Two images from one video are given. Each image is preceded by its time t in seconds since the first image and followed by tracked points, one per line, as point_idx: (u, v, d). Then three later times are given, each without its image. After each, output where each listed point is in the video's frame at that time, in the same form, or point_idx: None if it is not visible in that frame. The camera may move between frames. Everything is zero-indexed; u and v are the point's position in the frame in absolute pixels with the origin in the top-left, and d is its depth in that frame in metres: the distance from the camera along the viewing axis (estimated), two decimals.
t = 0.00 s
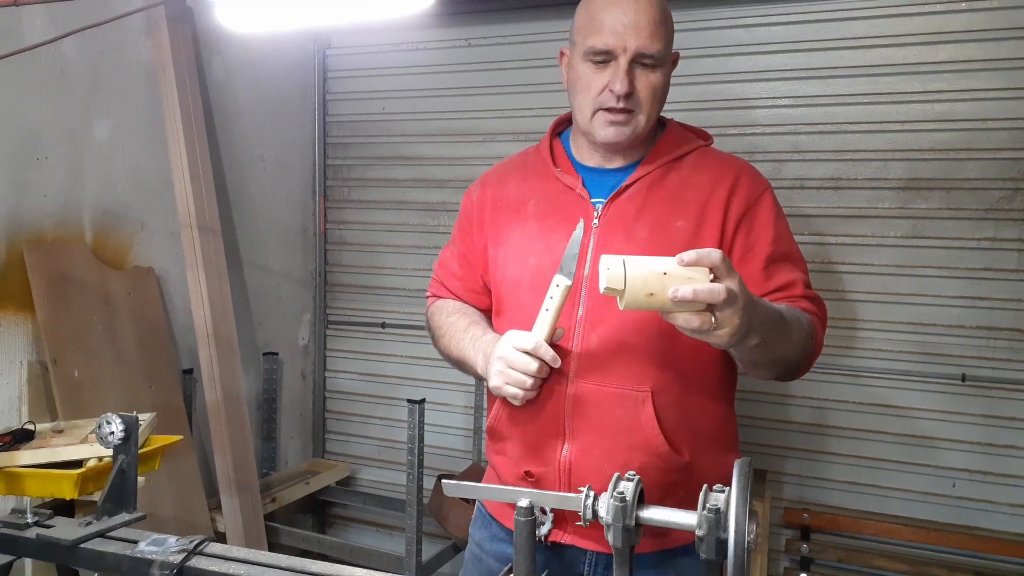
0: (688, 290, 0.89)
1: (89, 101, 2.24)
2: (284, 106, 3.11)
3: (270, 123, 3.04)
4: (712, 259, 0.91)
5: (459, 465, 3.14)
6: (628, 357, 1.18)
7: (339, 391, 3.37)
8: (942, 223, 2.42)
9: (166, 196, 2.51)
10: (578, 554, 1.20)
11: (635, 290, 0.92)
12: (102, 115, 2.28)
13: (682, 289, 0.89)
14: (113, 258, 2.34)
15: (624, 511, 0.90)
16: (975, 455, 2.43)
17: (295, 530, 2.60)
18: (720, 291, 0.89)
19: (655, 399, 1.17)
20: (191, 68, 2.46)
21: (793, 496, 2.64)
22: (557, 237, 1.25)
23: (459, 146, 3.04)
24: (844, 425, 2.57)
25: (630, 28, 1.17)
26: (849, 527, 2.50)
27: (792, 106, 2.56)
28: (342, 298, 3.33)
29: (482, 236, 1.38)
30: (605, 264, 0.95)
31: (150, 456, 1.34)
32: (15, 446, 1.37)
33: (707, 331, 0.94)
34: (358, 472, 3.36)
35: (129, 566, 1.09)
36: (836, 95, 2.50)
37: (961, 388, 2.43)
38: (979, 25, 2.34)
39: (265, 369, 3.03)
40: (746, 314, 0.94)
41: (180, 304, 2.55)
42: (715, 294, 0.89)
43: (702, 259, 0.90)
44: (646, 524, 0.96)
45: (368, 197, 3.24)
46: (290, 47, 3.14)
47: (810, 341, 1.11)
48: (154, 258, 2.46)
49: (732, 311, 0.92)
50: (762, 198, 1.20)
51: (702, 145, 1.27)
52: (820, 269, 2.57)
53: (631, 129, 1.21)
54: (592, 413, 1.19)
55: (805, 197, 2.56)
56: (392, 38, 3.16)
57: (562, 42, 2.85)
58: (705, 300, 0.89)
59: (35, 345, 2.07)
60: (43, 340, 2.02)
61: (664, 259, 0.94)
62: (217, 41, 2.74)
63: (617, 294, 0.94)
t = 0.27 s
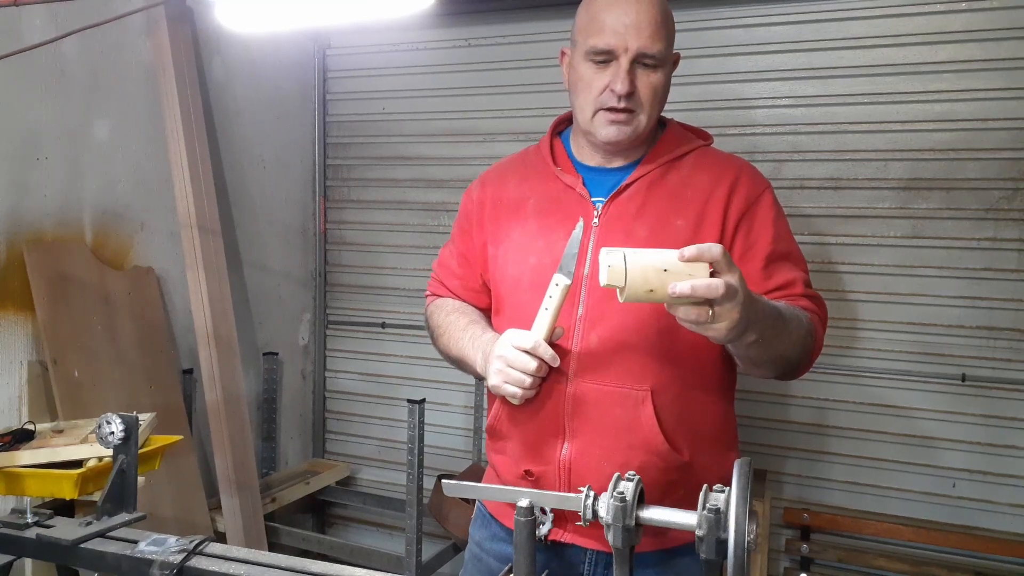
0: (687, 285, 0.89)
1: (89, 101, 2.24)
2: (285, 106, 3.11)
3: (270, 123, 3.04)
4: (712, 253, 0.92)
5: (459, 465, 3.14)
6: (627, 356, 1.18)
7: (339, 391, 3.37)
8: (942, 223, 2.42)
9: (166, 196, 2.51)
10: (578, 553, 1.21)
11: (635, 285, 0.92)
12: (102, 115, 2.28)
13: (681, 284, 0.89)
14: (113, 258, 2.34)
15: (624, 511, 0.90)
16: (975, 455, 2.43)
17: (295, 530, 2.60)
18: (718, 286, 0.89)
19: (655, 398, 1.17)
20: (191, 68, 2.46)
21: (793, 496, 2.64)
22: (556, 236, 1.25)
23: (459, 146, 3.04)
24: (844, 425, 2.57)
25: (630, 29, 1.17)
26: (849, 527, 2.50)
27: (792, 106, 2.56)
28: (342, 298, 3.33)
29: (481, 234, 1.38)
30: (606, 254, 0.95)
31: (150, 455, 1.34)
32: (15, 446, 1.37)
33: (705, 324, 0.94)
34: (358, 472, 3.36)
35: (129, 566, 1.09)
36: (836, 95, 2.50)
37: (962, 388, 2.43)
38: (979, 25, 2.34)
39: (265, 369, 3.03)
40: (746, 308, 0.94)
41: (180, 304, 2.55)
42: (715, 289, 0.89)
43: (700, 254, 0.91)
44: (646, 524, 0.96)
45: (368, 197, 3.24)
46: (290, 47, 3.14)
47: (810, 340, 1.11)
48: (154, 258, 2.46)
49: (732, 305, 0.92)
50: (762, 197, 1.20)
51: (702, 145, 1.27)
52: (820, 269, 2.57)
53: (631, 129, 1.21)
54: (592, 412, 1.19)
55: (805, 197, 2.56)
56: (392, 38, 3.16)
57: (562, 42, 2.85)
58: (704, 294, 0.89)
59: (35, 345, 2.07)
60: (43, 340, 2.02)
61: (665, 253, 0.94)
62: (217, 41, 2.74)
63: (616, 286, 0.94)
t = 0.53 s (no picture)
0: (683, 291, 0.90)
1: (89, 101, 2.24)
2: (284, 106, 3.11)
3: (270, 123, 3.04)
4: (714, 258, 0.90)
5: (459, 465, 3.14)
6: (627, 356, 1.18)
7: (339, 391, 3.37)
8: (942, 223, 2.42)
9: (166, 195, 2.51)
10: (578, 553, 1.21)
11: (633, 288, 0.94)
12: (102, 115, 2.28)
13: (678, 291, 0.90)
14: (113, 258, 2.34)
15: (624, 510, 0.90)
16: (975, 455, 2.43)
17: (295, 530, 2.60)
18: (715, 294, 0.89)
19: (655, 397, 1.17)
20: (191, 68, 2.46)
21: (793, 496, 2.64)
22: (556, 236, 1.25)
23: (459, 146, 3.04)
24: (844, 425, 2.57)
25: (631, 28, 1.17)
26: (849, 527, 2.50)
27: (792, 106, 2.56)
28: (342, 298, 3.33)
29: (481, 234, 1.38)
30: (607, 253, 0.94)
31: (150, 455, 1.34)
32: (15, 446, 1.37)
33: (705, 322, 0.95)
34: (358, 472, 3.36)
35: (129, 566, 1.09)
36: (836, 95, 2.50)
37: (962, 388, 2.43)
38: (980, 25, 2.34)
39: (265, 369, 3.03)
40: (747, 309, 0.93)
41: (180, 304, 2.55)
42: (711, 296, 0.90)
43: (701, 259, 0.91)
44: (646, 524, 0.96)
45: (368, 197, 3.24)
46: (290, 47, 3.14)
47: (809, 339, 1.11)
48: (154, 258, 2.47)
49: (733, 308, 0.92)
50: (762, 197, 1.20)
51: (702, 145, 1.27)
52: (820, 269, 2.57)
53: (631, 128, 1.20)
54: (592, 411, 1.19)
55: (805, 197, 2.56)
56: (392, 38, 3.16)
57: (562, 42, 2.85)
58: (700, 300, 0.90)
59: (35, 345, 2.07)
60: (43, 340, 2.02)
61: (667, 255, 0.93)
62: (217, 41, 2.74)
63: (616, 285, 0.94)
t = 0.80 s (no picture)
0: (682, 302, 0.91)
1: (89, 101, 2.24)
2: (284, 106, 3.11)
3: (270, 123, 3.04)
4: (715, 269, 0.90)
5: (458, 465, 3.14)
6: (627, 356, 1.18)
7: (339, 391, 3.37)
8: (941, 223, 2.42)
9: (166, 195, 2.51)
10: (578, 553, 1.21)
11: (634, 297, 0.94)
12: (102, 115, 2.28)
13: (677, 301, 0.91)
14: (112, 258, 2.34)
15: (624, 511, 0.90)
16: (974, 455, 2.43)
17: (295, 530, 2.60)
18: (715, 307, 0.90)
19: (655, 398, 1.17)
20: (191, 68, 2.46)
21: (793, 496, 2.64)
22: (556, 236, 1.25)
23: (459, 146, 3.04)
24: (844, 425, 2.57)
25: (631, 27, 1.17)
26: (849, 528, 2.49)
27: (792, 106, 2.56)
28: (342, 298, 3.33)
29: (481, 235, 1.38)
30: (608, 267, 0.93)
31: (150, 455, 1.34)
32: (15, 446, 1.37)
33: (706, 325, 0.95)
34: (358, 472, 3.36)
35: (129, 566, 1.09)
36: (836, 95, 2.50)
37: (962, 388, 2.43)
38: (980, 25, 2.34)
39: (265, 369, 3.02)
40: (748, 310, 0.94)
41: (180, 304, 2.55)
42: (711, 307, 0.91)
43: (702, 273, 0.91)
44: (646, 524, 0.96)
45: (368, 196, 3.24)
46: (290, 47, 3.14)
47: (807, 339, 1.11)
48: (154, 257, 2.46)
49: (733, 314, 0.93)
50: (760, 197, 1.20)
51: (701, 145, 1.27)
52: (820, 269, 2.57)
53: (632, 127, 1.20)
54: (592, 412, 1.19)
55: (805, 197, 2.56)
56: (392, 38, 3.16)
57: (562, 42, 2.85)
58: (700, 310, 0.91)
59: (35, 345, 2.07)
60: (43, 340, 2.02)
61: (667, 267, 0.92)
62: (217, 41, 2.74)
63: (618, 293, 0.95)
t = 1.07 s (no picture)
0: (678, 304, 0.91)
1: (89, 102, 2.24)
2: (284, 106, 3.11)
3: (270, 123, 3.04)
4: (712, 270, 0.91)
5: (458, 465, 3.14)
6: (627, 356, 1.18)
7: (339, 391, 3.37)
8: (941, 223, 2.42)
9: (166, 195, 2.51)
10: (578, 554, 1.21)
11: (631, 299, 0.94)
12: (102, 115, 2.28)
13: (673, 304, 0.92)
14: (112, 258, 2.34)
15: (624, 511, 0.90)
16: (974, 455, 2.43)
17: (295, 530, 2.60)
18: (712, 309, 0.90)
19: (655, 398, 1.17)
20: (191, 68, 2.46)
21: (793, 496, 2.64)
22: (555, 236, 1.25)
23: (459, 146, 3.04)
24: (844, 425, 2.57)
25: (629, 28, 1.17)
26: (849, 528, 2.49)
27: (792, 106, 2.56)
28: (342, 298, 3.33)
29: (481, 235, 1.38)
30: (605, 269, 0.93)
31: (150, 455, 1.34)
32: (15, 446, 1.37)
33: (705, 327, 0.95)
34: (358, 472, 3.36)
35: (129, 565, 1.09)
36: (836, 95, 2.50)
37: (962, 388, 2.43)
38: (980, 25, 2.34)
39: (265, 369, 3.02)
40: (746, 312, 0.94)
41: (180, 304, 2.55)
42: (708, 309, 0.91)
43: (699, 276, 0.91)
44: (646, 524, 0.96)
45: (368, 196, 3.24)
46: (290, 47, 3.14)
47: (807, 339, 1.11)
48: (154, 257, 2.46)
49: (731, 317, 0.93)
50: (760, 196, 1.20)
51: (701, 144, 1.27)
52: (820, 269, 2.56)
53: (631, 128, 1.20)
54: (592, 412, 1.19)
55: (805, 197, 2.56)
56: (392, 39, 3.16)
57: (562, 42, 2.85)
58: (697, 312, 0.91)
59: (35, 345, 2.07)
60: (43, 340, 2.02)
61: (665, 269, 0.92)
62: (217, 42, 2.74)
63: (615, 295, 0.95)
